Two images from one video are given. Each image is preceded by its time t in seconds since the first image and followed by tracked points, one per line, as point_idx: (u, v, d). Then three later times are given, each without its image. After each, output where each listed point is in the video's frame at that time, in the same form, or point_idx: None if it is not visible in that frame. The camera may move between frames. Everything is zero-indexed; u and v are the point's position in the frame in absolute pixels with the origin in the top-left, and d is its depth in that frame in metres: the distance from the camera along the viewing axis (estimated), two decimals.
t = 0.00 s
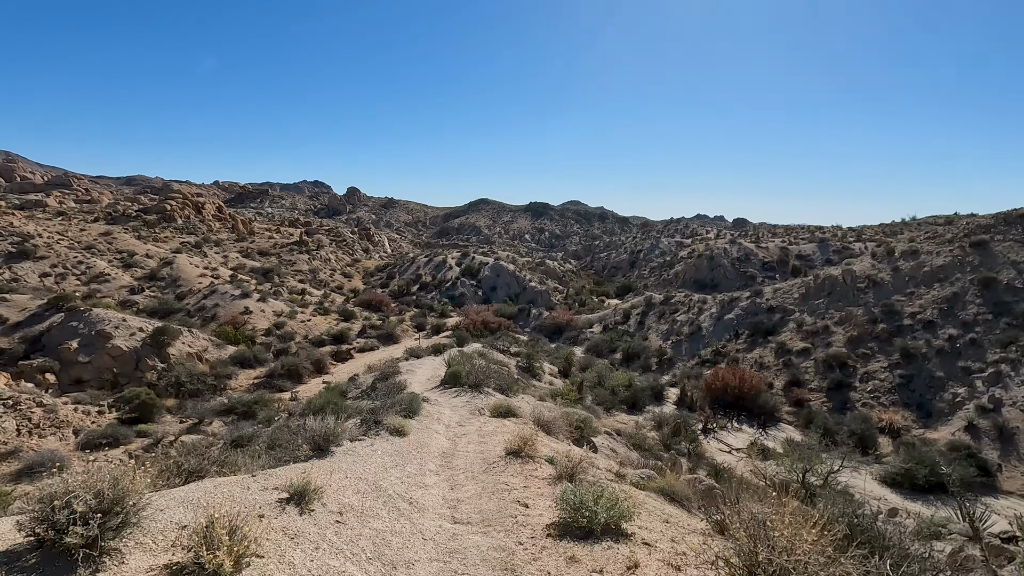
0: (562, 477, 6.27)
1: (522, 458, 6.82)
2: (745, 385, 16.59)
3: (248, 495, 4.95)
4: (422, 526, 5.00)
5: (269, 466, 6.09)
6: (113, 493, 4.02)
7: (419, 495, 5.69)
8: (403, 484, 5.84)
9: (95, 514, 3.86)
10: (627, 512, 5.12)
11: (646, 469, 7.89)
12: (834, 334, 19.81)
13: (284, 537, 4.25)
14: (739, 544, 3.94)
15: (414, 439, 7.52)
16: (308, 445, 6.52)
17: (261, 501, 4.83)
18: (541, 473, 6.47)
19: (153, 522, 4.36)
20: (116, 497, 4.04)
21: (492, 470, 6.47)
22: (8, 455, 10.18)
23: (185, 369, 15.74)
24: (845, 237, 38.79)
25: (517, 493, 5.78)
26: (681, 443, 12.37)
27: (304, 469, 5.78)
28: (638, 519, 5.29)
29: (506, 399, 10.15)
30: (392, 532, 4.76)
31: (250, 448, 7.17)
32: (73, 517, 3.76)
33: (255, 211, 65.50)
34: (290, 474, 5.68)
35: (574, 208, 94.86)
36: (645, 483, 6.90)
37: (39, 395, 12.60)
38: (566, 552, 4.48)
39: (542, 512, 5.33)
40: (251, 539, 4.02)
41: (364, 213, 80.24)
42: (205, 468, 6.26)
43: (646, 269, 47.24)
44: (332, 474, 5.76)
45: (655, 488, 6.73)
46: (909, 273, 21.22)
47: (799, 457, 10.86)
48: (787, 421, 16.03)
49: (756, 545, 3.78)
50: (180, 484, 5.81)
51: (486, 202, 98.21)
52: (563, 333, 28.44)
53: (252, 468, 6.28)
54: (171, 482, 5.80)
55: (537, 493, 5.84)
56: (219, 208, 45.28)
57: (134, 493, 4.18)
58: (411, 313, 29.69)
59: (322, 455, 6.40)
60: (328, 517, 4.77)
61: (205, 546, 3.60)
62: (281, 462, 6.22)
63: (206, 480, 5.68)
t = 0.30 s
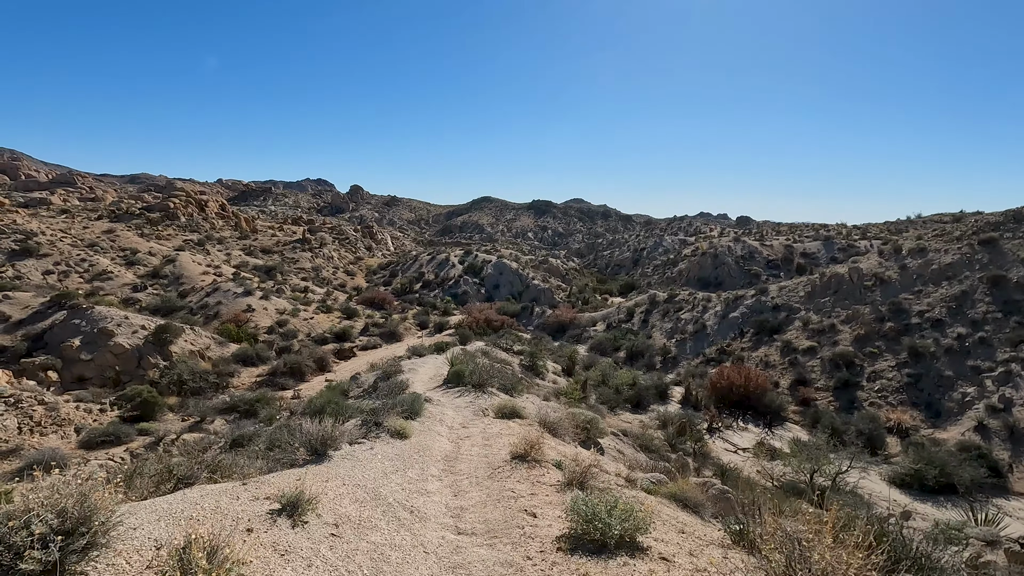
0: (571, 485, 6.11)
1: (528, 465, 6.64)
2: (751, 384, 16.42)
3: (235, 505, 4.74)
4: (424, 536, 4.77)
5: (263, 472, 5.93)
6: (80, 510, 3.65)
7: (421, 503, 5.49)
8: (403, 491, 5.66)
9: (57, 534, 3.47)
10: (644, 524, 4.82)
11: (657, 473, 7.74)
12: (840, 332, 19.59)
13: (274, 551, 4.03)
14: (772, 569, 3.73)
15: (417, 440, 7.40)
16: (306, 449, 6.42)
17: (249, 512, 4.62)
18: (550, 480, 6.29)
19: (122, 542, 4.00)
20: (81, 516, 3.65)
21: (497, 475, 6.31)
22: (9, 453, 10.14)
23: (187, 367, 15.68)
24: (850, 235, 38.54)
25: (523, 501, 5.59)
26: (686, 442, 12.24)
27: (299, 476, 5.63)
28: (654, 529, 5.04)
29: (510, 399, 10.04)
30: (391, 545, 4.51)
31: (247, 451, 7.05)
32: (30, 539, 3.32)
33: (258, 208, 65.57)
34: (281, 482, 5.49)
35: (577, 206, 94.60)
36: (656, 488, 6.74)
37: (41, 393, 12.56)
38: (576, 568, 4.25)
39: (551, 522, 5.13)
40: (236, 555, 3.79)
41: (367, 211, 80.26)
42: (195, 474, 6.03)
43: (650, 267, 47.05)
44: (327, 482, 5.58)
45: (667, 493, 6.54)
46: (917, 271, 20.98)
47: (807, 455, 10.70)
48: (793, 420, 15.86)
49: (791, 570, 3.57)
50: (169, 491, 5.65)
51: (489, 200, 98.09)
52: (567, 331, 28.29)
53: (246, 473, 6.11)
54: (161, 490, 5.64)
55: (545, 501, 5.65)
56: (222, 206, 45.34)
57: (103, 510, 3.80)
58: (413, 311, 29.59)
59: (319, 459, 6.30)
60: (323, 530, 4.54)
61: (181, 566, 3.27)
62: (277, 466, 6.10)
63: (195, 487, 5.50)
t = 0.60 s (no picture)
0: (581, 491, 5.94)
1: (535, 470, 6.47)
2: (759, 383, 16.19)
3: (221, 517, 4.56)
4: (425, 548, 4.61)
5: (254, 479, 5.78)
6: (31, 530, 3.12)
7: (424, 511, 5.34)
8: (404, 498, 5.51)
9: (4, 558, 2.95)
10: (664, 536, 4.57)
11: (669, 476, 7.57)
12: (850, 331, 19.32)
13: (262, 569, 3.85)
14: None
15: (421, 441, 7.29)
16: (302, 453, 6.30)
17: (235, 525, 4.45)
18: (559, 487, 6.11)
19: (87, 563, 3.57)
20: (32, 537, 3.13)
21: (504, 480, 6.17)
22: (13, 453, 10.14)
23: (191, 366, 15.67)
24: (859, 232, 38.12)
25: (531, 508, 5.43)
26: (694, 442, 12.06)
27: (292, 483, 5.49)
28: (673, 540, 4.88)
29: (516, 399, 9.92)
30: (390, 558, 4.34)
31: (244, 454, 6.93)
32: None
33: (264, 208, 65.78)
34: (273, 491, 5.33)
35: (582, 205, 94.21)
36: (668, 493, 6.57)
37: (45, 393, 12.55)
38: None
39: (561, 532, 4.95)
40: None
41: (371, 211, 80.33)
42: (184, 479, 5.86)
43: (655, 265, 46.75)
44: (322, 490, 5.43)
45: (681, 497, 6.38)
46: (927, 269, 20.66)
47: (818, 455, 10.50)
48: (802, 420, 15.64)
49: None
50: (158, 499, 5.50)
51: (493, 199, 97.94)
52: (572, 330, 28.12)
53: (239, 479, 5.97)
54: (149, 497, 5.51)
55: (554, 508, 5.49)
56: (228, 206, 45.48)
57: (59, 528, 3.27)
58: (418, 310, 29.52)
59: (315, 464, 6.17)
60: (317, 543, 4.37)
61: None
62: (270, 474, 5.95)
63: (183, 494, 5.33)
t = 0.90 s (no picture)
0: (589, 497, 5.77)
1: (541, 475, 6.30)
2: (764, 382, 16.01)
3: (196, 528, 4.29)
4: (422, 559, 4.37)
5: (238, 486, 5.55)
6: None
7: (422, 517, 5.13)
8: (400, 504, 5.29)
9: None
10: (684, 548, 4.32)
11: (679, 478, 7.42)
12: (855, 329, 19.12)
13: None
14: None
15: (418, 442, 7.17)
16: (293, 457, 6.14)
17: (211, 537, 4.18)
18: (566, 492, 5.93)
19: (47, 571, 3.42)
20: None
21: (507, 485, 6.00)
22: (11, 452, 10.05)
23: (191, 365, 15.58)
24: (862, 230, 37.89)
25: (537, 515, 5.26)
26: (699, 442, 11.90)
27: (279, 489, 5.28)
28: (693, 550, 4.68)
29: (519, 398, 9.80)
30: (384, 571, 4.10)
31: (235, 458, 6.76)
32: None
33: (265, 207, 65.73)
34: (256, 498, 5.07)
35: (583, 203, 93.93)
36: (681, 497, 6.39)
37: (43, 392, 12.46)
38: None
39: (570, 542, 4.74)
40: None
41: (373, 209, 80.23)
42: (164, 484, 5.59)
43: (657, 263, 46.56)
44: (312, 496, 5.19)
45: (693, 501, 6.22)
46: (934, 266, 20.44)
47: (825, 454, 10.35)
48: (808, 419, 15.48)
49: None
50: (136, 505, 5.21)
51: (494, 197, 97.76)
52: (574, 328, 27.97)
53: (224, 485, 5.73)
54: (127, 502, 5.20)
55: (561, 515, 5.32)
56: (229, 204, 45.41)
57: None
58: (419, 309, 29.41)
59: (307, 467, 6.02)
60: (304, 557, 4.11)
61: None
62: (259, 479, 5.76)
63: (160, 501, 5.06)
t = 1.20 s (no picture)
0: (601, 500, 5.62)
1: (548, 475, 6.14)
2: (772, 380, 15.76)
3: (163, 535, 4.04)
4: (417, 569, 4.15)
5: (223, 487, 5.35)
6: None
7: (419, 521, 4.94)
8: (396, 508, 5.09)
9: None
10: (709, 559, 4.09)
11: (691, 479, 7.24)
12: (865, 327, 18.83)
13: None
14: None
15: (420, 440, 7.03)
16: (282, 455, 6.01)
17: (177, 546, 3.92)
18: (574, 494, 5.78)
19: None
20: None
21: (512, 486, 5.84)
22: (13, 450, 10.00)
23: (195, 362, 15.53)
24: (870, 228, 37.49)
25: (544, 520, 5.10)
26: (706, 441, 11.72)
27: (262, 490, 5.10)
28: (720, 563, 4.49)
29: (524, 395, 9.65)
30: None
31: (228, 457, 6.62)
32: None
33: (270, 206, 65.82)
34: (234, 501, 4.85)
35: (588, 202, 93.58)
36: (695, 498, 6.23)
37: (46, 389, 12.44)
38: None
39: (580, 550, 4.58)
40: None
41: (377, 208, 80.26)
42: (140, 485, 5.37)
43: (663, 262, 46.26)
44: (297, 499, 4.98)
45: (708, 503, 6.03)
46: (944, 263, 20.12)
47: (835, 453, 10.14)
48: (817, 418, 15.24)
49: None
50: (110, 506, 5.01)
51: (499, 196, 97.62)
52: (579, 326, 27.77)
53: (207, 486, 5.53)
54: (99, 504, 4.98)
55: (569, 520, 5.16)
56: (234, 203, 45.48)
57: None
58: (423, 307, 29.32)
59: (297, 465, 5.88)
60: (285, 566, 3.87)
61: None
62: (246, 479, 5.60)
63: (132, 504, 4.84)
